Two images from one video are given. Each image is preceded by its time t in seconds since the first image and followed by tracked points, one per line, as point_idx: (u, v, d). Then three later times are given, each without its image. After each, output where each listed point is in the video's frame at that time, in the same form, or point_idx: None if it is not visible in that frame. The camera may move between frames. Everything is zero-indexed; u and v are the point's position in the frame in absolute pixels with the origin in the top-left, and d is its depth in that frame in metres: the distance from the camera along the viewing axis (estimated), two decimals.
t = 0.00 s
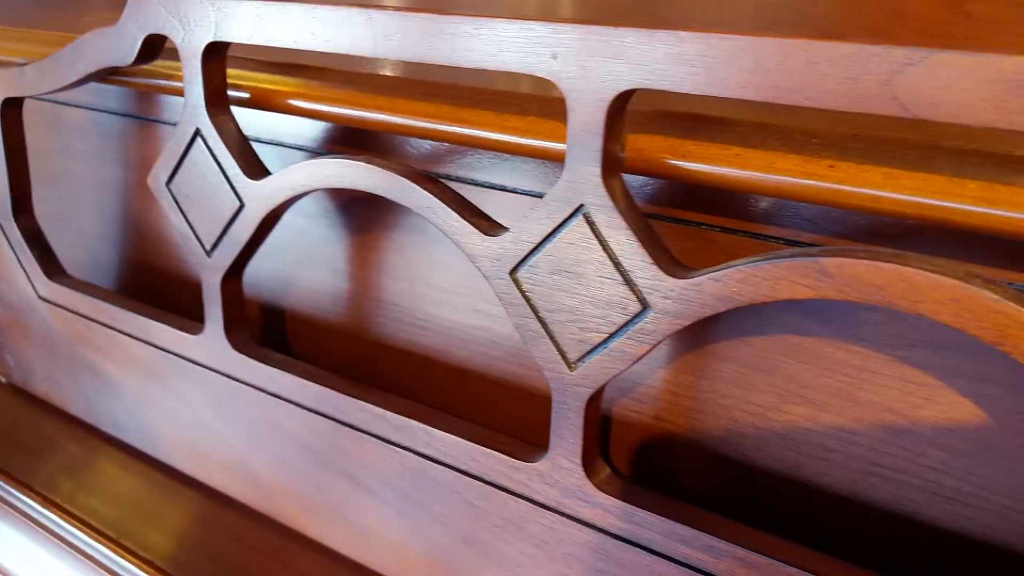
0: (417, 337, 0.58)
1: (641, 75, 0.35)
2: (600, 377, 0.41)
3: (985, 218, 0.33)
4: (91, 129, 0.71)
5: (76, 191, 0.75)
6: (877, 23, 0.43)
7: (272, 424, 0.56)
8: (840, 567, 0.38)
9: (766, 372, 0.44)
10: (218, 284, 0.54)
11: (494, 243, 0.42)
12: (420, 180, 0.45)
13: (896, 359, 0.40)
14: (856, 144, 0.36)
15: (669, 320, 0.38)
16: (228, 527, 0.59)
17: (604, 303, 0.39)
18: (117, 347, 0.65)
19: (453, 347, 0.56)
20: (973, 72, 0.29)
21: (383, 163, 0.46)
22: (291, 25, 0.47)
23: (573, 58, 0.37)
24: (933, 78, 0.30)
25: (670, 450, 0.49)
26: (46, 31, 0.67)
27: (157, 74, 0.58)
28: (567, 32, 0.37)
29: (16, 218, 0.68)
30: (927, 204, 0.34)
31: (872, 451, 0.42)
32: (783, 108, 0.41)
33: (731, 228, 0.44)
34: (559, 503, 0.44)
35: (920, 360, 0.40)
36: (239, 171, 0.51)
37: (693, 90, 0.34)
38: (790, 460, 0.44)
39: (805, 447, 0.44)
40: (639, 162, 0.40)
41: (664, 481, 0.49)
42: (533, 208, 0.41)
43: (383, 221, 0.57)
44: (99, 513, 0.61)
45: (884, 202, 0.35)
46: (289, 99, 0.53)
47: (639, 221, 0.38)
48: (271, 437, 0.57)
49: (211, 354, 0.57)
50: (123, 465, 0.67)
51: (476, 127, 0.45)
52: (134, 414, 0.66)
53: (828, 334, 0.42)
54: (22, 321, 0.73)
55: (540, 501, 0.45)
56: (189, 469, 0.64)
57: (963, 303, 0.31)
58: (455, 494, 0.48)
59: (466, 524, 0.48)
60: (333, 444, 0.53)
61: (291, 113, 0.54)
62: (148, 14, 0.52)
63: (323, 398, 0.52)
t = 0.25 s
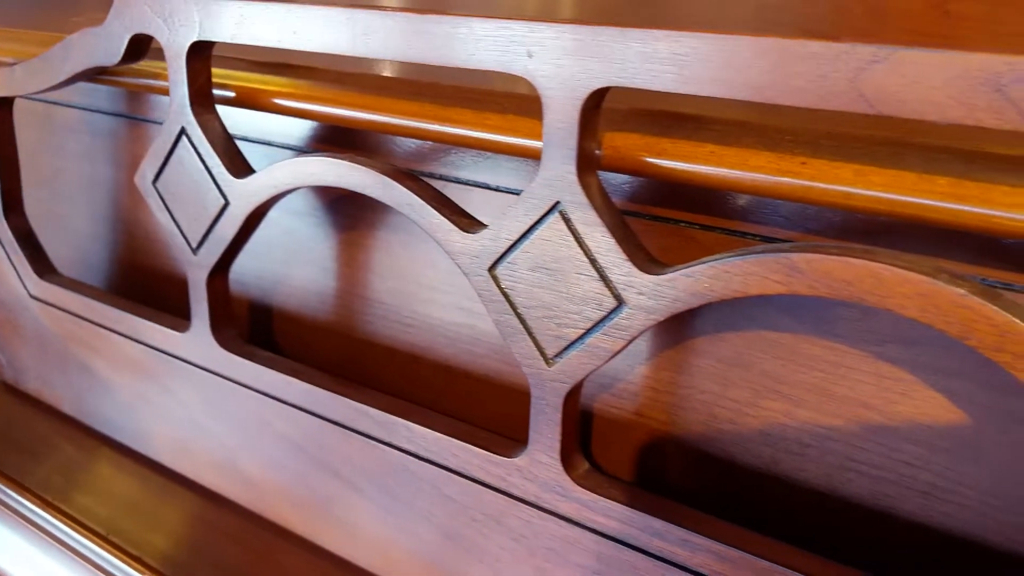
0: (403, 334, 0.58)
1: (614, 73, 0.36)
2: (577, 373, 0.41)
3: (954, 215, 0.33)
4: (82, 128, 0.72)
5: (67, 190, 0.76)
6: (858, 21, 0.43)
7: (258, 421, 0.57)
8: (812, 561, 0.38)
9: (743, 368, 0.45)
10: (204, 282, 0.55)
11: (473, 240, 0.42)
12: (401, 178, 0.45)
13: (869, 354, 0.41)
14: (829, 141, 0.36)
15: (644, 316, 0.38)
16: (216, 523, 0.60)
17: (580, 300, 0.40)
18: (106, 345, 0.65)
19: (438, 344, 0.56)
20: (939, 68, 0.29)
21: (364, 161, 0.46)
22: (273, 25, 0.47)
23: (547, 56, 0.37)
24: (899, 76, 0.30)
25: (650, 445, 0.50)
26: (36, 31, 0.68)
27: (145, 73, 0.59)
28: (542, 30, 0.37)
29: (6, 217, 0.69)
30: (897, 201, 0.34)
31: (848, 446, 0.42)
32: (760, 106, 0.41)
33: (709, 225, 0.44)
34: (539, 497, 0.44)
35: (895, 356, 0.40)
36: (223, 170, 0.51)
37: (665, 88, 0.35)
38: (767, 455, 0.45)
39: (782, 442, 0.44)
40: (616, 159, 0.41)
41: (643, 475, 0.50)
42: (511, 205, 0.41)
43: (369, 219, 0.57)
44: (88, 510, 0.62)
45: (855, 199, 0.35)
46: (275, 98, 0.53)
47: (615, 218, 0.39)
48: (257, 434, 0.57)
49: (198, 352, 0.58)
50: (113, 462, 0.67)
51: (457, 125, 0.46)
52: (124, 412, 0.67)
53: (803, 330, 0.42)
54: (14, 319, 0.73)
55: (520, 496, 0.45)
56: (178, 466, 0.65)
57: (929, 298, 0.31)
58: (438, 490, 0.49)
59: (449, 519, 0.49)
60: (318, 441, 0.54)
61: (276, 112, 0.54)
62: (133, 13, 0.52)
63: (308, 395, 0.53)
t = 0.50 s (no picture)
0: (388, 330, 0.58)
1: (587, 70, 0.36)
2: (555, 368, 0.42)
3: (923, 210, 0.34)
4: (72, 125, 0.72)
5: (58, 188, 0.76)
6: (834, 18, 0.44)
7: (244, 416, 0.57)
8: (785, 554, 0.38)
9: (721, 363, 0.45)
10: (190, 278, 0.55)
11: (452, 236, 0.42)
12: (381, 173, 0.45)
13: (844, 349, 0.41)
14: (801, 137, 0.36)
15: (619, 310, 0.39)
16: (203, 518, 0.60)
17: (556, 294, 0.40)
18: (95, 341, 0.65)
19: (422, 340, 0.56)
20: (902, 64, 0.29)
21: (346, 157, 0.46)
22: (257, 22, 0.47)
23: (523, 53, 0.37)
24: (865, 71, 0.30)
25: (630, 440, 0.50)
26: (26, 29, 0.68)
27: (132, 71, 0.59)
28: (517, 27, 0.37)
29: None
30: (867, 196, 0.34)
31: (823, 441, 0.43)
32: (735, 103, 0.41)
33: (686, 221, 0.45)
34: (518, 491, 0.45)
35: (870, 351, 0.40)
36: (208, 166, 0.52)
37: (637, 84, 0.35)
38: (746, 449, 0.45)
39: (759, 436, 0.45)
40: (593, 156, 0.41)
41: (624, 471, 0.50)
42: (488, 201, 0.41)
43: (353, 216, 0.57)
44: (75, 505, 0.62)
45: (827, 194, 0.35)
46: (262, 96, 0.53)
47: (590, 214, 0.39)
48: (243, 429, 0.58)
49: (184, 347, 0.58)
50: (101, 458, 0.67)
51: (435, 121, 0.46)
52: (112, 408, 0.67)
53: (781, 325, 0.43)
54: (4, 315, 0.73)
55: (500, 490, 0.45)
56: (166, 462, 0.65)
57: (896, 292, 0.31)
58: (419, 484, 0.49)
59: (431, 513, 0.49)
60: (303, 436, 0.54)
61: (262, 109, 0.54)
62: (119, 11, 0.53)
63: (292, 390, 0.53)
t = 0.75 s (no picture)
0: (368, 325, 0.58)
1: (556, 64, 0.36)
2: (527, 360, 0.42)
3: (885, 202, 0.34)
4: (58, 122, 0.73)
5: (45, 183, 0.76)
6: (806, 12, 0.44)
7: (226, 410, 0.57)
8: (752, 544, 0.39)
9: (694, 356, 0.46)
10: (172, 272, 0.56)
11: (425, 229, 0.43)
12: (357, 168, 0.46)
13: (813, 341, 0.41)
14: (767, 131, 0.37)
15: (588, 302, 0.39)
16: (187, 511, 0.61)
17: (528, 287, 0.41)
18: (80, 336, 0.66)
19: (402, 334, 0.56)
20: (859, 57, 0.30)
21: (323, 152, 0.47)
22: (235, 17, 0.47)
23: (493, 48, 0.38)
24: (823, 64, 0.30)
25: (607, 432, 0.50)
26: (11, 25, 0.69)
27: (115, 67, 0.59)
28: (487, 22, 0.38)
29: None
30: (831, 188, 0.35)
31: (794, 432, 0.43)
32: (705, 98, 0.42)
33: (659, 215, 0.45)
34: (492, 483, 0.45)
35: (838, 343, 0.41)
36: (188, 162, 0.52)
37: (604, 78, 0.35)
38: (718, 441, 0.46)
39: (731, 428, 0.45)
40: (565, 150, 0.41)
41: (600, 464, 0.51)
42: (461, 194, 0.42)
43: (335, 211, 0.58)
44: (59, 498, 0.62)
45: (791, 187, 0.36)
46: (243, 92, 0.54)
47: (561, 207, 0.39)
48: (226, 423, 0.58)
49: (167, 342, 0.59)
50: (87, 452, 0.68)
51: (411, 115, 0.47)
52: (98, 402, 0.68)
53: (752, 318, 0.43)
54: None
55: (475, 481, 0.46)
56: (151, 456, 0.66)
57: (855, 283, 0.32)
58: (397, 476, 0.49)
59: (408, 505, 0.50)
60: (284, 429, 0.54)
61: (243, 105, 0.55)
62: (100, 7, 0.53)
63: (273, 384, 0.53)
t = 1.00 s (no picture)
0: (354, 320, 0.59)
1: (531, 60, 0.37)
2: (506, 354, 0.42)
3: (856, 197, 0.34)
4: (47, 118, 0.73)
5: (35, 180, 0.77)
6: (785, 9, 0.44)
7: (212, 405, 0.58)
8: (726, 537, 0.39)
9: (674, 350, 0.46)
10: (157, 268, 0.56)
11: (406, 224, 0.43)
12: (339, 163, 0.46)
13: (790, 335, 0.42)
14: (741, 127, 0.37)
15: (566, 297, 0.39)
16: (174, 505, 0.61)
17: (506, 282, 0.41)
18: (68, 331, 0.66)
19: (387, 330, 0.57)
20: (827, 52, 0.30)
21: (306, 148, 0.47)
22: (218, 13, 0.47)
23: (470, 43, 0.38)
24: (792, 60, 0.31)
25: (588, 427, 0.51)
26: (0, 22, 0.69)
27: (102, 63, 0.60)
28: (464, 18, 0.38)
29: None
30: (803, 184, 0.35)
31: (771, 426, 0.43)
32: (683, 95, 0.42)
33: (639, 211, 0.45)
34: (473, 477, 0.45)
35: (814, 337, 0.41)
36: (173, 157, 0.53)
37: (578, 73, 0.36)
38: (698, 436, 0.46)
39: (710, 423, 0.45)
40: (543, 146, 0.42)
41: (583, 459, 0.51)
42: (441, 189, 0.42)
43: (319, 207, 0.58)
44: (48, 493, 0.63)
45: (764, 182, 0.36)
46: (229, 89, 0.54)
47: (539, 202, 0.40)
48: (212, 418, 0.58)
49: (154, 337, 0.59)
50: (76, 448, 0.68)
51: (394, 111, 0.47)
52: (86, 398, 0.68)
53: (729, 312, 0.43)
54: None
55: (456, 475, 0.46)
56: (139, 451, 0.66)
57: (824, 276, 0.32)
58: (379, 471, 0.50)
59: (391, 499, 0.50)
60: (269, 424, 0.55)
61: (229, 101, 0.55)
62: (86, 3, 0.53)
63: (257, 379, 0.54)
